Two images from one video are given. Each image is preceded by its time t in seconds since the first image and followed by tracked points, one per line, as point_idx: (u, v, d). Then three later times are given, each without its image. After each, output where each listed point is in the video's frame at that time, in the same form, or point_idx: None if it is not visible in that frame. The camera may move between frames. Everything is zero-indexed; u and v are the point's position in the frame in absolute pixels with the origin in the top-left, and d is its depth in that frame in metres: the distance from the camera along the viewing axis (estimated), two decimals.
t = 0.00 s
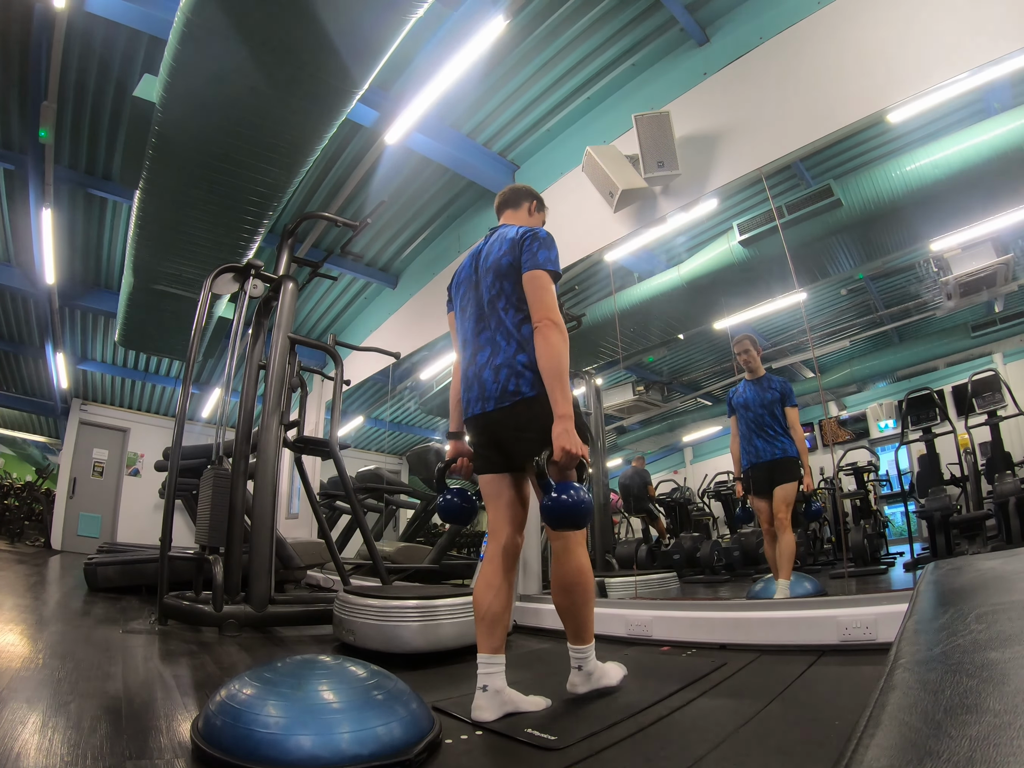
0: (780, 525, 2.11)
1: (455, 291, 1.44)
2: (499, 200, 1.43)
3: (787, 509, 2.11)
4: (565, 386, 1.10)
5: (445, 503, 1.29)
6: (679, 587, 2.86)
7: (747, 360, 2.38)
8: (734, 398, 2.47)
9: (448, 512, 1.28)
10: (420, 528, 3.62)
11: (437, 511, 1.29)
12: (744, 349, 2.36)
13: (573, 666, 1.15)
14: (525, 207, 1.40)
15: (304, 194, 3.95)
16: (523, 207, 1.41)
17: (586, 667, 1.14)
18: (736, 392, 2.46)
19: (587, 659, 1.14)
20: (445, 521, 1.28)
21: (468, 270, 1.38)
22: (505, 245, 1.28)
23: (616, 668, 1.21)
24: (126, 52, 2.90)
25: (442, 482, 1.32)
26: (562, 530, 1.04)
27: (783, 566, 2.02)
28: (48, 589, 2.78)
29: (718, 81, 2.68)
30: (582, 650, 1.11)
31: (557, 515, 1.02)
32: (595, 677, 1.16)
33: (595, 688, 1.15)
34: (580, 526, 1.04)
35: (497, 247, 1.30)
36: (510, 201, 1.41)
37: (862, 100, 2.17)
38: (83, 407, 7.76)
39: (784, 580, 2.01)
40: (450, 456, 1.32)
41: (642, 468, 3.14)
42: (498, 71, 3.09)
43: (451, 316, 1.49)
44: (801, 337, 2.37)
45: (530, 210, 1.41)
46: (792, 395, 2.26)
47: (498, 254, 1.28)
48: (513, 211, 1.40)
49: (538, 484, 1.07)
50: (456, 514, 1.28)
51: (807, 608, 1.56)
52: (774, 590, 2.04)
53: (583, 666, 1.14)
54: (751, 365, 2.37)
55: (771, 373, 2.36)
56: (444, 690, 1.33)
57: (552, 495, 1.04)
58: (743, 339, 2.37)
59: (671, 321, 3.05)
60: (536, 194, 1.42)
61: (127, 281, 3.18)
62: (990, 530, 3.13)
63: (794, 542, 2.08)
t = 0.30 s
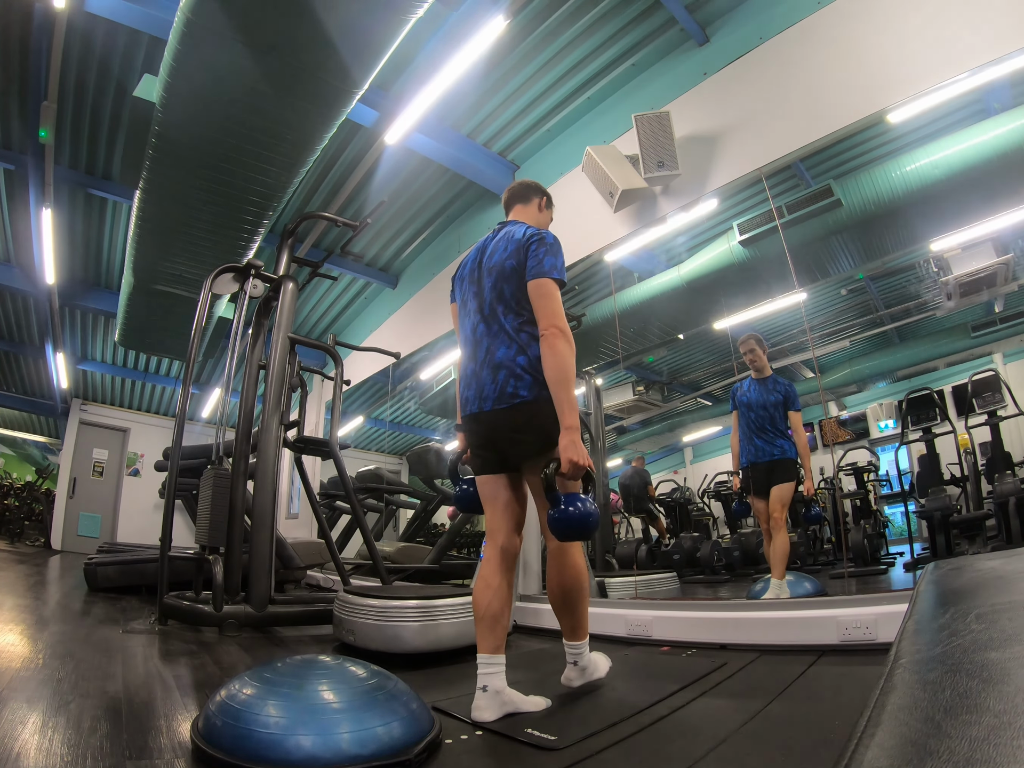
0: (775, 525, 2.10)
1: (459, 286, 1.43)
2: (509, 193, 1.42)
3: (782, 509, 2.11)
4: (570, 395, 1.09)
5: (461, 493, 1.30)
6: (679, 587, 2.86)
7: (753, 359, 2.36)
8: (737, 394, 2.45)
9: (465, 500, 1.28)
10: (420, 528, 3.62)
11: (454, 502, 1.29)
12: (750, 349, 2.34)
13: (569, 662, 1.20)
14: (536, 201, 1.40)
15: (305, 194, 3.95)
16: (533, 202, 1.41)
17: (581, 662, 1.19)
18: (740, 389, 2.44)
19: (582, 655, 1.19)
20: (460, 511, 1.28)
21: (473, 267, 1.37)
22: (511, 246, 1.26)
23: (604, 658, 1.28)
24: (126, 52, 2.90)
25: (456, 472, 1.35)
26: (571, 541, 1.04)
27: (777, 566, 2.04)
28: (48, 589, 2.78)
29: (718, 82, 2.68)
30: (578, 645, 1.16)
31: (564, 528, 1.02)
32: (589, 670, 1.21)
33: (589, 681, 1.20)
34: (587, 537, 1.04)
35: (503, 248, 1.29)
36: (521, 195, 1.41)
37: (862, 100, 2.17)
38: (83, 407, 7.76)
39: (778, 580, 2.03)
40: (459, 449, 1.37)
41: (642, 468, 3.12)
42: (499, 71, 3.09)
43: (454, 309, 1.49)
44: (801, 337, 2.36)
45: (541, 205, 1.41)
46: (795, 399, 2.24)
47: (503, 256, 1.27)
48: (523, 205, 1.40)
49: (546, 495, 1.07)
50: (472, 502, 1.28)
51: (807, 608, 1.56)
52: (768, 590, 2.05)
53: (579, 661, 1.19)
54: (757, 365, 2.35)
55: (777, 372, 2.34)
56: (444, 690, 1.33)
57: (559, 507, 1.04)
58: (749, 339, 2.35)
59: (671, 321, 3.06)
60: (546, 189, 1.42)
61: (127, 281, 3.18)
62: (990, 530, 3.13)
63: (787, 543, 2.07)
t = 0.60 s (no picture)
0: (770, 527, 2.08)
1: (464, 283, 1.43)
2: (519, 187, 1.42)
3: (779, 511, 2.10)
4: (570, 408, 1.08)
5: (461, 483, 1.32)
6: (680, 587, 2.86)
7: (763, 360, 2.29)
8: (742, 391, 2.39)
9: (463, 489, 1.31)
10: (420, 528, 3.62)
11: (454, 491, 1.32)
12: (759, 348, 2.28)
13: (564, 659, 1.24)
14: (546, 197, 1.40)
15: (305, 194, 3.95)
16: (544, 196, 1.41)
17: (576, 659, 1.22)
18: (744, 386, 2.38)
19: (577, 651, 1.22)
20: (460, 500, 1.31)
21: (479, 264, 1.37)
22: (515, 249, 1.25)
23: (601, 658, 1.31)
24: (126, 52, 2.90)
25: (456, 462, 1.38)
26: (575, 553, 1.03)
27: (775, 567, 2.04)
28: (48, 589, 2.78)
29: (718, 82, 2.69)
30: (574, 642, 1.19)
31: (569, 541, 1.01)
32: (582, 666, 1.25)
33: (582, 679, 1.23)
34: (590, 550, 1.03)
35: (507, 249, 1.28)
36: (531, 190, 1.41)
37: (862, 100, 2.17)
38: (83, 407, 7.76)
39: (776, 581, 2.02)
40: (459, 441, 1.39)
41: (642, 468, 3.13)
42: (499, 71, 3.09)
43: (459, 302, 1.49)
44: (801, 337, 2.35)
45: (552, 199, 1.41)
46: (800, 405, 2.21)
47: (507, 259, 1.27)
48: (534, 201, 1.40)
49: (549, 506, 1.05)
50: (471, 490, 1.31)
51: (808, 608, 1.56)
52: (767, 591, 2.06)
53: (574, 657, 1.22)
54: (766, 365, 2.29)
55: (785, 374, 2.28)
56: (444, 690, 1.33)
57: (564, 521, 1.02)
58: (760, 338, 2.29)
59: (671, 321, 3.07)
60: (557, 184, 1.42)
61: (127, 281, 3.18)
62: (990, 530, 3.13)
63: (783, 544, 2.06)
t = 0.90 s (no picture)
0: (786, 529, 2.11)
1: (470, 282, 1.42)
2: (525, 188, 1.41)
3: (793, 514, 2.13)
4: (577, 402, 1.07)
5: (456, 489, 1.31)
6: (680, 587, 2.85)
7: (759, 357, 2.35)
8: (740, 392, 2.44)
9: (459, 496, 1.30)
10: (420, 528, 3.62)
11: (446, 497, 1.30)
12: (757, 344, 2.36)
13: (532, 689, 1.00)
14: (552, 199, 1.40)
15: (305, 194, 3.95)
16: (549, 198, 1.40)
17: (547, 689, 0.99)
18: (743, 386, 2.44)
19: (550, 680, 1.00)
20: (456, 508, 1.30)
21: (486, 263, 1.36)
22: (525, 246, 1.26)
23: (587, 699, 1.04)
24: (126, 52, 2.90)
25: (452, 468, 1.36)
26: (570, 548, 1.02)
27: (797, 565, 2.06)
28: (48, 589, 2.78)
29: (718, 82, 2.68)
30: (551, 666, 1.00)
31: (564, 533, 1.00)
32: (557, 702, 1.00)
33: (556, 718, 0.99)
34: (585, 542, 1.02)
35: (517, 247, 1.28)
36: (536, 193, 1.40)
37: (862, 100, 2.18)
38: (83, 407, 7.76)
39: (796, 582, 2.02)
40: (458, 446, 1.38)
41: (642, 468, 3.11)
42: (499, 71, 3.09)
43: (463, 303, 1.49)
44: (801, 338, 2.36)
45: (556, 201, 1.40)
46: (800, 400, 2.25)
47: (516, 257, 1.27)
48: (538, 203, 1.39)
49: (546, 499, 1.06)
50: (465, 499, 1.30)
51: (808, 608, 1.56)
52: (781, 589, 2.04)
53: (544, 687, 1.00)
54: (763, 362, 2.34)
55: (783, 372, 2.32)
56: (444, 690, 1.33)
57: (559, 512, 1.01)
58: (757, 336, 2.37)
59: (670, 321, 3.06)
60: (563, 186, 1.41)
61: (127, 281, 3.18)
62: (990, 530, 3.13)
63: (803, 544, 2.10)
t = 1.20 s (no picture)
0: (791, 529, 2.11)
1: (467, 287, 1.43)
2: (509, 202, 1.43)
3: (798, 514, 2.12)
4: (580, 384, 1.10)
5: (457, 503, 1.30)
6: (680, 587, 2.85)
7: (748, 357, 2.32)
8: (734, 397, 2.42)
9: (461, 510, 1.29)
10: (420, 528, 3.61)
11: (448, 511, 1.30)
12: (745, 345, 2.33)
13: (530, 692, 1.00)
14: (540, 207, 1.40)
15: (305, 194, 3.95)
16: (534, 207, 1.40)
17: (545, 695, 0.99)
18: (737, 390, 2.42)
19: (548, 685, 0.99)
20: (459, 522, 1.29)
21: (482, 265, 1.38)
22: (521, 241, 1.28)
23: (586, 700, 1.03)
24: (126, 52, 2.90)
25: (455, 481, 1.35)
26: (578, 528, 1.03)
27: (800, 564, 2.04)
28: (48, 589, 2.78)
29: (718, 81, 2.68)
30: (546, 670, 0.99)
31: (574, 511, 1.02)
32: (557, 707, 1.00)
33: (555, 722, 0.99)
34: (597, 521, 1.04)
35: (512, 243, 1.30)
36: (522, 201, 1.41)
37: (862, 100, 2.18)
38: (83, 407, 7.76)
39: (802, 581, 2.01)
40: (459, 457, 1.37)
41: (642, 468, 3.12)
42: (499, 71, 3.09)
43: (460, 310, 1.50)
44: (801, 338, 2.37)
45: (542, 209, 1.41)
46: (795, 394, 2.23)
47: (513, 251, 1.28)
48: (525, 212, 1.40)
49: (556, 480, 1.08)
50: (468, 512, 1.29)
51: (808, 608, 1.56)
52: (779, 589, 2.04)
53: (542, 693, 0.99)
54: (752, 362, 2.33)
55: (773, 371, 2.32)
56: (444, 690, 1.33)
57: (569, 490, 1.04)
58: (745, 335, 2.34)
59: (671, 321, 3.07)
60: (547, 193, 1.42)
61: (127, 281, 3.18)
62: (990, 530, 3.13)
63: (807, 544, 2.09)
